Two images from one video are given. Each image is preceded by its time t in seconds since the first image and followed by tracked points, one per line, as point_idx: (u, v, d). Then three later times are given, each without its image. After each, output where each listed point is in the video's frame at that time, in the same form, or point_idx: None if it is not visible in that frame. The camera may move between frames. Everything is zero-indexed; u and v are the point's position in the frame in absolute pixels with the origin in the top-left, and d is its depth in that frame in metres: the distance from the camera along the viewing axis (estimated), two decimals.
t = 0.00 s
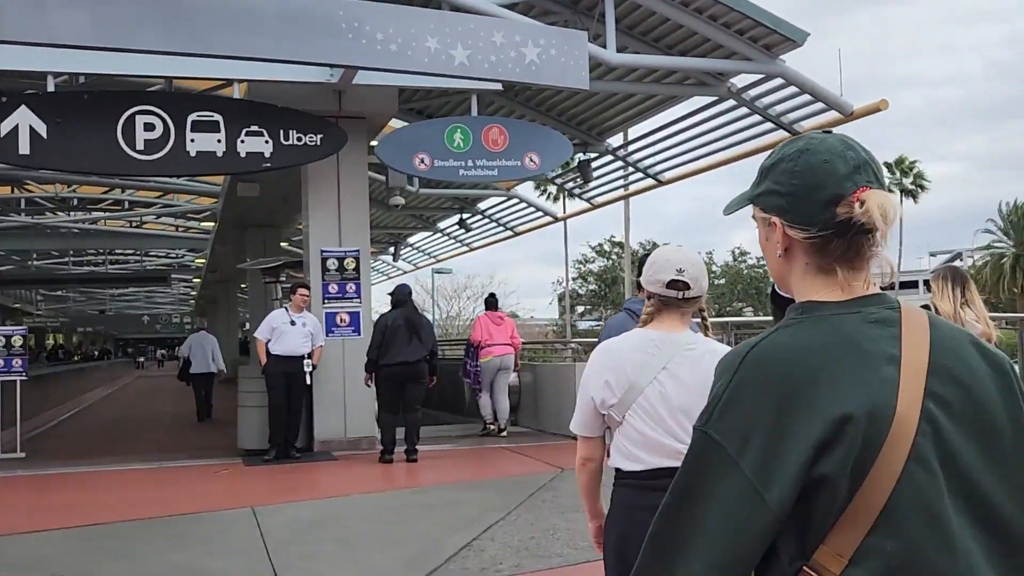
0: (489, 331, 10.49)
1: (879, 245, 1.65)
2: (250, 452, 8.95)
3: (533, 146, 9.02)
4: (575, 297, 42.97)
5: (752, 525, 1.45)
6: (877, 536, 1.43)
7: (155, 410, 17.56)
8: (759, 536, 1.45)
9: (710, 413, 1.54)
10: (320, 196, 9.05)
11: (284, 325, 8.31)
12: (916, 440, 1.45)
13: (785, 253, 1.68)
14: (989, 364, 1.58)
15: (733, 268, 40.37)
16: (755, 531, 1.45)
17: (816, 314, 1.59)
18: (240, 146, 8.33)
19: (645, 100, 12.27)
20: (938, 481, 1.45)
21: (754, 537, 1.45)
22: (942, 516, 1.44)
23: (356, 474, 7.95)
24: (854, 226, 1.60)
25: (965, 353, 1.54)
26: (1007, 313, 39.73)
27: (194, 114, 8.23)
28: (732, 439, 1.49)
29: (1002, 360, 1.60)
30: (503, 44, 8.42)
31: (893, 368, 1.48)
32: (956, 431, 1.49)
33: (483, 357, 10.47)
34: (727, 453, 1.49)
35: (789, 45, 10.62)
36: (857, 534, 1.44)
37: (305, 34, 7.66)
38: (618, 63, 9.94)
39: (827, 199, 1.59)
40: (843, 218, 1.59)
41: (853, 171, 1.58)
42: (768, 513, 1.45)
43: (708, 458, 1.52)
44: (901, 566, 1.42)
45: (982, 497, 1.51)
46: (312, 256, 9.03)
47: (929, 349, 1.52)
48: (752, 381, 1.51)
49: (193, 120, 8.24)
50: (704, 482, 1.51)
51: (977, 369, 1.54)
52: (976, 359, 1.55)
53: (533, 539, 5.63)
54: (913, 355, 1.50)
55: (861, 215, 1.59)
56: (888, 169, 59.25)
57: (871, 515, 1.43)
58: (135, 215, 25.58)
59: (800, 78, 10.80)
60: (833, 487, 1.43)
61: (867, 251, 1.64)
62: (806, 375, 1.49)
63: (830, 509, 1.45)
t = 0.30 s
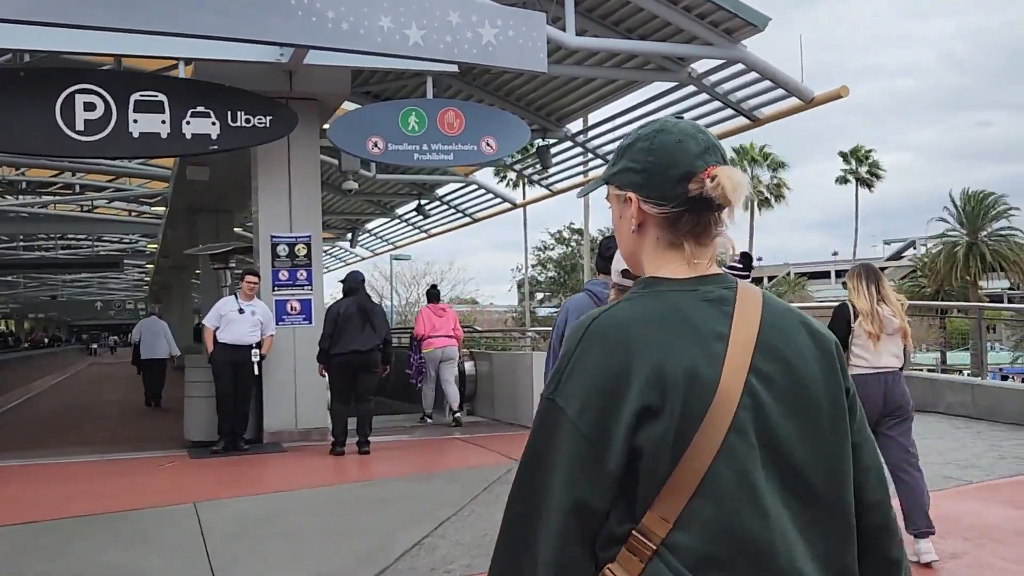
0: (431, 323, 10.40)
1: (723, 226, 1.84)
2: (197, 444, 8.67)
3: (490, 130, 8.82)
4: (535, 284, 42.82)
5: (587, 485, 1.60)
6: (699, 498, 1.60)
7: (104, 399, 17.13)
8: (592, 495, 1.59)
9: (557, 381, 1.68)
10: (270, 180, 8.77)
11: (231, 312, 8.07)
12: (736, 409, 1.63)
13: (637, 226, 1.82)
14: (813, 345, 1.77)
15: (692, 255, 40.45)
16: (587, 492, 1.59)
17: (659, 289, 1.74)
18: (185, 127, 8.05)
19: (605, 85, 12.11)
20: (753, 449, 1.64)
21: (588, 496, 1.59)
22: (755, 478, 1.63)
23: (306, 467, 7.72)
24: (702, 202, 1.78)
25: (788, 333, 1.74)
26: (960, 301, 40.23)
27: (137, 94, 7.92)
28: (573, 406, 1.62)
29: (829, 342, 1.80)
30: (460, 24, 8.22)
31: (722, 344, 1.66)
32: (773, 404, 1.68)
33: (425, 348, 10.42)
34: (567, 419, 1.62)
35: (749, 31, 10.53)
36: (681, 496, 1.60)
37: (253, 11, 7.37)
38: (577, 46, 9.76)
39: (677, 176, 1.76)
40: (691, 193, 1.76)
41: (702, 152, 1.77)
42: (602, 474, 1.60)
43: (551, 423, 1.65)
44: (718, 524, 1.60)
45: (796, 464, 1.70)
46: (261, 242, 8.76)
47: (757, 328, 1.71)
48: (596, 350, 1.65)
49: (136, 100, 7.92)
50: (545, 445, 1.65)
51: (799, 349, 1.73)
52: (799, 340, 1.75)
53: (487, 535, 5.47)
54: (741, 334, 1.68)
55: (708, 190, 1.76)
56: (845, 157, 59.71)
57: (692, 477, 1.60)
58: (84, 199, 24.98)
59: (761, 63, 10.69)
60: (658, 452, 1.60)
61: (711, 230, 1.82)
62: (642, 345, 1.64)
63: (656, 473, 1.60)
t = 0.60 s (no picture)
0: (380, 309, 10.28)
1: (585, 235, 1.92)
2: (149, 435, 8.37)
3: (452, 112, 8.56)
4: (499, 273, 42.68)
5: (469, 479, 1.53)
6: (562, 486, 1.60)
7: (58, 389, 16.65)
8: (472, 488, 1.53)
9: (435, 376, 1.58)
10: (225, 162, 8.45)
11: (183, 299, 7.78)
12: (603, 400, 1.63)
13: (524, 225, 1.78)
14: (671, 337, 1.80)
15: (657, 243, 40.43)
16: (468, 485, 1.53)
17: (529, 287, 1.70)
18: (134, 107, 7.72)
19: (571, 69, 11.89)
20: (617, 439, 1.64)
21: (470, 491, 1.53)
22: (616, 466, 1.64)
23: (262, 460, 7.45)
24: (590, 211, 1.85)
25: (648, 328, 1.76)
26: (921, 289, 40.58)
27: (83, 71, 7.56)
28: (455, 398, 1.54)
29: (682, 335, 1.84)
30: (422, 2, 7.93)
31: (592, 338, 1.65)
32: (637, 396, 1.69)
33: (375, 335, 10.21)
34: (449, 413, 1.54)
35: (719, 13, 10.34)
36: (546, 483, 1.59)
37: None
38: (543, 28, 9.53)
39: (577, 183, 1.80)
40: (584, 201, 1.83)
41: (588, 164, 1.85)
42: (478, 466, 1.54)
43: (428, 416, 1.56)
44: (581, 510, 1.60)
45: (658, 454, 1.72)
46: (215, 226, 8.44)
47: (622, 321, 1.71)
48: (475, 340, 1.58)
49: (83, 77, 7.56)
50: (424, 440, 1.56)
51: (660, 342, 1.75)
52: (658, 332, 1.77)
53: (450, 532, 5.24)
54: (607, 325, 1.68)
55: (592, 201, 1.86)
56: (808, 147, 59.98)
57: (559, 467, 1.59)
58: (39, 185, 24.38)
59: (730, 47, 10.52)
60: (529, 443, 1.57)
61: (581, 236, 1.88)
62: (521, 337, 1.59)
63: (524, 464, 1.59)
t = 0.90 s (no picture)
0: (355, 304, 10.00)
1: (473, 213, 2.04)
2: (117, 433, 8.15)
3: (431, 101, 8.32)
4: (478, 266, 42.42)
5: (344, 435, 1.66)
6: (435, 440, 1.73)
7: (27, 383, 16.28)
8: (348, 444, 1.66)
9: (314, 345, 1.72)
10: (195, 151, 8.18)
11: (148, 293, 7.58)
12: (474, 360, 1.76)
13: (407, 202, 1.90)
14: (547, 301, 1.92)
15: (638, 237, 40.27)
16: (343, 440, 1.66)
17: (409, 258, 1.83)
18: (101, 93, 7.44)
19: (551, 58, 11.66)
20: (489, 396, 1.78)
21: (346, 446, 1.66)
22: (489, 419, 1.78)
23: (234, 459, 7.21)
24: (470, 191, 1.95)
25: (524, 292, 1.89)
26: (899, 283, 40.70)
27: (46, 55, 7.26)
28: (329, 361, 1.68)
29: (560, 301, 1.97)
30: None
31: (463, 302, 1.78)
32: (511, 356, 1.82)
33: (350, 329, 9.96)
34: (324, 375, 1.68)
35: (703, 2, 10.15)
36: (422, 436, 1.73)
37: None
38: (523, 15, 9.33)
39: (456, 164, 1.92)
40: (465, 181, 1.94)
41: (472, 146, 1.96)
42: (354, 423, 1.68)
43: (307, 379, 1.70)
44: (455, 461, 1.74)
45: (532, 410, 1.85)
46: (185, 217, 8.17)
47: (496, 286, 1.84)
48: (349, 308, 1.71)
49: (46, 62, 7.26)
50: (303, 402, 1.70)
51: (533, 306, 1.88)
52: (533, 297, 1.90)
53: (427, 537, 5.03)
54: (480, 292, 1.81)
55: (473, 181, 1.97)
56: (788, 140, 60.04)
57: (431, 421, 1.73)
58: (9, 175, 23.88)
59: (714, 36, 10.34)
60: (402, 398, 1.71)
61: (468, 213, 1.99)
62: (393, 302, 1.73)
63: (399, 419, 1.72)
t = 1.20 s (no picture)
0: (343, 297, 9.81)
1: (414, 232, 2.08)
2: (96, 429, 7.98)
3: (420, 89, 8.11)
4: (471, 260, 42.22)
5: (251, 437, 1.73)
6: (349, 445, 1.75)
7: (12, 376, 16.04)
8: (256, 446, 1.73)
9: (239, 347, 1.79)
10: (178, 139, 7.97)
11: (118, 284, 7.36)
12: (388, 366, 1.78)
13: (344, 217, 1.94)
14: (468, 308, 1.91)
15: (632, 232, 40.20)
16: (251, 441, 1.73)
17: (336, 265, 1.87)
18: (78, 78, 7.22)
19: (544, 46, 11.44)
20: (404, 401, 1.79)
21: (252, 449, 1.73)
22: (404, 425, 1.78)
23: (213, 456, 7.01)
24: (409, 211, 1.99)
25: (445, 299, 1.89)
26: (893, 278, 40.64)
27: (22, 39, 7.04)
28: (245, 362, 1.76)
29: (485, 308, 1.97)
30: None
31: (381, 307, 1.80)
32: (428, 363, 1.83)
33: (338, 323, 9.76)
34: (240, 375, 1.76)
35: None
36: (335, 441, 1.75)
37: None
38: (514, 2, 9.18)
39: (391, 183, 1.96)
40: (401, 200, 1.97)
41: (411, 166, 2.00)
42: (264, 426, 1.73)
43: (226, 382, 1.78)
44: (366, 466, 1.75)
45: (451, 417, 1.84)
46: (167, 207, 7.95)
47: (415, 294, 1.85)
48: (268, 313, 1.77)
49: (22, 46, 7.04)
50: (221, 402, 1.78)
51: (454, 314, 1.88)
52: (456, 305, 1.89)
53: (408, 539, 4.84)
54: (399, 299, 1.82)
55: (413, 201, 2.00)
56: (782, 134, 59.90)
57: (344, 426, 1.75)
58: None
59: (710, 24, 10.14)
60: (313, 404, 1.73)
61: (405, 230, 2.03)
62: (306, 308, 1.77)
63: (314, 423, 1.75)
